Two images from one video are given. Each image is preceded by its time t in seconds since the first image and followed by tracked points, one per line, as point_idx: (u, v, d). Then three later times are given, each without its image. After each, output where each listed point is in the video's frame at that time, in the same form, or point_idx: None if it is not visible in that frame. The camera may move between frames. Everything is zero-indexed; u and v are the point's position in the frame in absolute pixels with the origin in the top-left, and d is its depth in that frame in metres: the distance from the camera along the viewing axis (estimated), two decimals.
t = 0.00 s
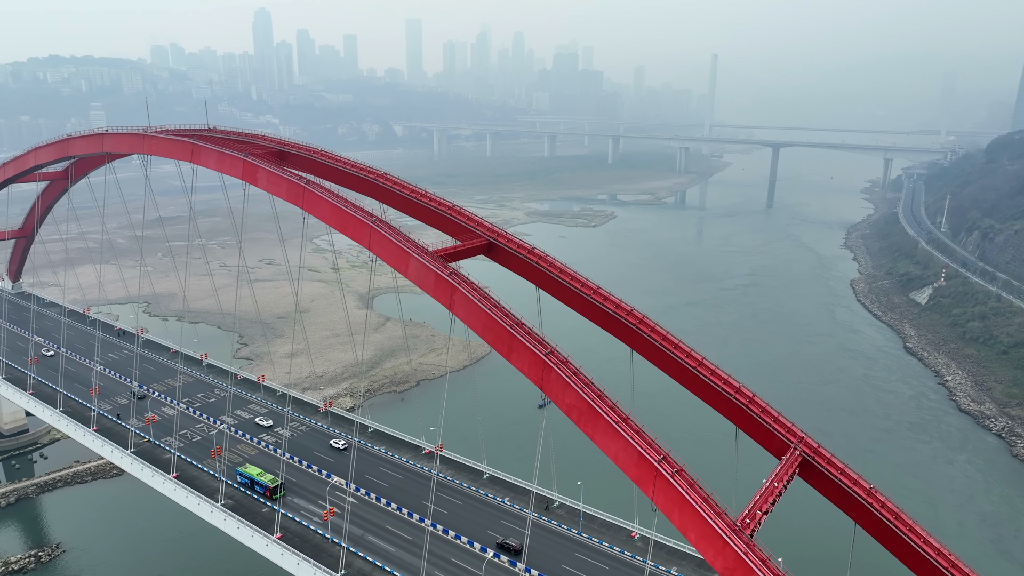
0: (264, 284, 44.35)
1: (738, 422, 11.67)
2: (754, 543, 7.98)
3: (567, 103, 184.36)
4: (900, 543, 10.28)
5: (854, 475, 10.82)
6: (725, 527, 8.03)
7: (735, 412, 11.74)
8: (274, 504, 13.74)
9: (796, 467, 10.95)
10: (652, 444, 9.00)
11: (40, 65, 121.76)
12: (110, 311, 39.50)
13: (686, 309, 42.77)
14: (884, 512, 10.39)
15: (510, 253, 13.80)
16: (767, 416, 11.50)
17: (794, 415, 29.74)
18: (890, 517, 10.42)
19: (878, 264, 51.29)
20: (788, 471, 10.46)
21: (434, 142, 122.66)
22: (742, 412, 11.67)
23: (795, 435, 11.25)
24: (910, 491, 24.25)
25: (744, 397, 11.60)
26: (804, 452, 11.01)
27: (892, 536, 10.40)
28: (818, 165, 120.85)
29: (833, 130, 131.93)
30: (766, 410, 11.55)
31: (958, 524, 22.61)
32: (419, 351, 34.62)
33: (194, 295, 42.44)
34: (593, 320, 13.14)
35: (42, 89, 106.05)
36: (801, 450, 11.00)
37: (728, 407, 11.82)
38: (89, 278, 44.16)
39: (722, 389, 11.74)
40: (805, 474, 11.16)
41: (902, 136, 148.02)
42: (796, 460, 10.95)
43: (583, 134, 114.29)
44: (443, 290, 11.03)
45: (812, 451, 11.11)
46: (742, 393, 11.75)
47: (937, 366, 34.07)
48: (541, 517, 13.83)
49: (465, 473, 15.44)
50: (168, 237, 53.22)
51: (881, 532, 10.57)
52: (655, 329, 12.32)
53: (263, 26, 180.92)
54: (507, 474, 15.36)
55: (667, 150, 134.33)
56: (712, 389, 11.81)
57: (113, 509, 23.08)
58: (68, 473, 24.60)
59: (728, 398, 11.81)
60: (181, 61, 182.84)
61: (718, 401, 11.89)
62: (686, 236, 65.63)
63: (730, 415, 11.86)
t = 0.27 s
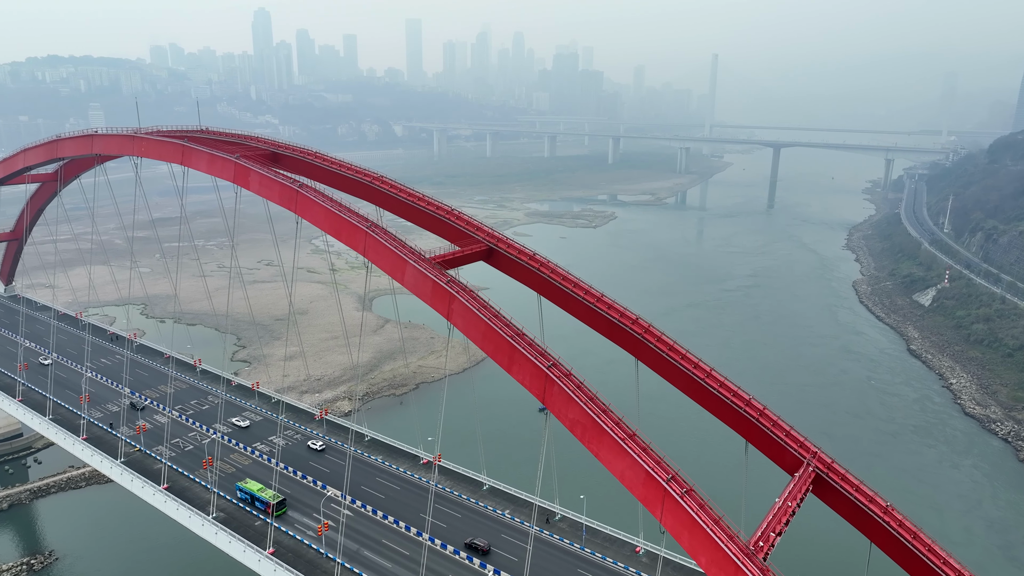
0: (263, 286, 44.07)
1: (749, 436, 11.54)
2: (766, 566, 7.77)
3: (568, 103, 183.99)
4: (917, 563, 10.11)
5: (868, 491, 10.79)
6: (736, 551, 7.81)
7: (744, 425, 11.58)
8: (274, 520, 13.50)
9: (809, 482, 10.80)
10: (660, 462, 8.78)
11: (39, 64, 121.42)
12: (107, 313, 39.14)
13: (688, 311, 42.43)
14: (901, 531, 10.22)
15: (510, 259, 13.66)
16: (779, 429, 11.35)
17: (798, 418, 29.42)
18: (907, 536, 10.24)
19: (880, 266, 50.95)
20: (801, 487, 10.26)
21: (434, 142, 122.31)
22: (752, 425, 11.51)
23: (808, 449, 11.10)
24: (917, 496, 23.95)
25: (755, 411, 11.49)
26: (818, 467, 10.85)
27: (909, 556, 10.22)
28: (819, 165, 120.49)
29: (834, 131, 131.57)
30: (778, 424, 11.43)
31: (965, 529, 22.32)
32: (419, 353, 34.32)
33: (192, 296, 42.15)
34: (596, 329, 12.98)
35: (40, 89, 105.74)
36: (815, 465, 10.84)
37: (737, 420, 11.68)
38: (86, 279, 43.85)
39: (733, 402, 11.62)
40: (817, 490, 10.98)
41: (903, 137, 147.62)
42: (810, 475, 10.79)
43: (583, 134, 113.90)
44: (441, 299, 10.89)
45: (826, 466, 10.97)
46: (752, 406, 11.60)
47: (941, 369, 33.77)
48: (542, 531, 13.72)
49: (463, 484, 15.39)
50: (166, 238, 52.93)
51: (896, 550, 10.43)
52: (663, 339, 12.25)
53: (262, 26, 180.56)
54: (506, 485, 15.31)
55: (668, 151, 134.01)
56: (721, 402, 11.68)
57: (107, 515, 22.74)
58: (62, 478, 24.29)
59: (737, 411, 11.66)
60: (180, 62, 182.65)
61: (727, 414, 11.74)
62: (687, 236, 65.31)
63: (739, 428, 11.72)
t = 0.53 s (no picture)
0: (261, 287, 43.77)
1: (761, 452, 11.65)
2: None
3: (568, 103, 183.58)
4: None
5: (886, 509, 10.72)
6: None
7: (756, 441, 11.75)
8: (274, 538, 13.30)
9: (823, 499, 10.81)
10: (668, 483, 8.60)
11: (38, 64, 121.09)
12: (104, 315, 38.84)
13: (690, 312, 42.08)
14: (920, 551, 10.11)
15: (511, 265, 13.87)
16: (792, 446, 11.45)
17: (802, 421, 29.07)
18: (926, 556, 10.13)
19: (882, 267, 50.61)
20: (816, 505, 10.35)
21: (434, 142, 121.89)
22: (763, 441, 11.62)
23: (822, 466, 11.12)
24: (922, 502, 23.62)
25: (766, 425, 11.60)
26: (832, 484, 10.85)
27: None
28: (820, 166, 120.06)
29: (835, 130, 131.15)
30: (793, 440, 11.52)
31: (972, 535, 21.99)
32: (418, 356, 34.02)
33: (189, 298, 41.83)
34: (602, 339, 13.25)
35: (39, 89, 105.43)
36: (829, 482, 10.85)
37: (748, 436, 11.88)
38: (83, 281, 43.53)
39: (744, 417, 11.76)
40: (832, 508, 11.02)
41: (904, 137, 147.12)
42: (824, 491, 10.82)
43: (583, 134, 113.51)
44: (440, 309, 10.70)
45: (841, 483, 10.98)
46: (763, 420, 11.73)
47: (946, 372, 33.43)
48: (544, 546, 13.48)
49: (462, 496, 15.19)
50: (164, 239, 52.60)
51: (917, 572, 10.24)
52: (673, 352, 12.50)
53: (262, 25, 180.20)
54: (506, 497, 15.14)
55: (669, 151, 133.59)
56: (731, 415, 11.92)
57: (100, 523, 22.35)
58: (56, 484, 23.96)
59: (748, 426, 11.82)
60: (180, 62, 182.45)
61: (738, 430, 11.95)
62: (688, 237, 64.96)
63: (750, 444, 11.92)
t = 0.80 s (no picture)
0: (258, 288, 43.46)
1: (773, 469, 11.36)
2: None
3: (568, 104, 183.21)
4: None
5: (903, 529, 10.53)
6: None
7: (769, 457, 11.42)
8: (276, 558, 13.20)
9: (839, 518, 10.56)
10: (676, 506, 8.43)
11: (36, 64, 120.62)
12: (101, 317, 38.49)
13: (691, 314, 41.76)
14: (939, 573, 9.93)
15: (511, 272, 13.89)
16: (807, 462, 11.10)
17: (805, 424, 28.75)
18: None
19: (885, 268, 50.30)
20: (832, 526, 10.07)
21: (433, 142, 121.49)
22: (776, 458, 11.30)
23: (837, 484, 10.84)
24: (929, 507, 23.31)
25: (779, 441, 11.32)
26: (849, 503, 10.61)
27: None
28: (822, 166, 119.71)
29: (836, 130, 130.74)
30: (807, 456, 11.21)
31: (979, 541, 21.70)
32: (418, 358, 33.74)
33: (187, 299, 41.51)
34: (606, 349, 13.05)
35: (37, 89, 105.04)
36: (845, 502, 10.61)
37: (761, 452, 11.54)
38: (79, 282, 43.18)
39: (755, 432, 11.49)
40: (848, 527, 10.79)
41: (905, 137, 146.75)
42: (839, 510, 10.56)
43: (583, 134, 113.17)
44: (438, 318, 10.52)
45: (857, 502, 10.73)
46: (776, 436, 11.40)
47: (950, 374, 33.12)
48: (546, 561, 13.43)
49: (462, 508, 15.27)
50: (161, 240, 52.26)
51: None
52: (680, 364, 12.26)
53: (261, 25, 179.76)
54: (505, 509, 15.22)
55: (669, 151, 133.23)
56: (742, 430, 11.58)
57: (93, 530, 22.04)
58: (50, 490, 23.66)
59: (760, 441, 11.50)
60: (179, 62, 182.11)
61: (750, 445, 11.63)
62: (688, 238, 64.62)
63: (762, 460, 11.59)
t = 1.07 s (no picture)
0: (257, 290, 43.15)
1: (787, 486, 11.18)
2: None
3: (568, 104, 182.94)
4: None
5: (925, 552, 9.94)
6: None
7: (781, 474, 11.27)
8: None
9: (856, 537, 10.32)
10: (687, 531, 8.23)
11: (34, 64, 120.24)
12: (97, 319, 38.15)
13: (693, 315, 41.44)
14: None
15: (511, 279, 13.76)
16: (822, 480, 10.89)
17: (809, 427, 28.44)
18: None
19: (887, 269, 50.00)
20: (849, 547, 9.80)
21: (433, 142, 121.21)
22: (790, 474, 11.14)
23: (854, 504, 10.54)
24: (937, 512, 23.00)
25: (793, 457, 11.16)
26: (866, 522, 10.35)
27: None
28: (822, 166, 119.39)
29: (837, 131, 130.47)
30: (823, 473, 11.00)
31: (987, 547, 21.41)
32: (417, 360, 33.42)
33: (185, 300, 41.21)
34: (612, 361, 13.05)
35: (36, 89, 104.78)
36: (863, 521, 10.35)
37: (774, 469, 11.38)
38: (77, 284, 42.88)
39: (768, 447, 11.32)
40: (867, 550, 10.40)
41: (906, 137, 146.44)
42: (857, 529, 10.32)
43: (583, 134, 112.84)
44: (436, 330, 10.35)
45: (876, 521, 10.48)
46: (790, 452, 11.28)
47: (955, 377, 32.81)
48: None
49: (462, 522, 15.13)
50: (160, 241, 51.98)
51: None
52: (690, 376, 12.24)
53: (261, 25, 179.57)
54: (506, 523, 15.04)
55: (669, 151, 132.98)
56: (753, 446, 11.48)
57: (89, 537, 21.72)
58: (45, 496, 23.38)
59: (772, 457, 11.38)
60: (178, 62, 182.03)
61: (762, 462, 11.48)
62: (689, 238, 64.33)
63: (775, 477, 11.44)
